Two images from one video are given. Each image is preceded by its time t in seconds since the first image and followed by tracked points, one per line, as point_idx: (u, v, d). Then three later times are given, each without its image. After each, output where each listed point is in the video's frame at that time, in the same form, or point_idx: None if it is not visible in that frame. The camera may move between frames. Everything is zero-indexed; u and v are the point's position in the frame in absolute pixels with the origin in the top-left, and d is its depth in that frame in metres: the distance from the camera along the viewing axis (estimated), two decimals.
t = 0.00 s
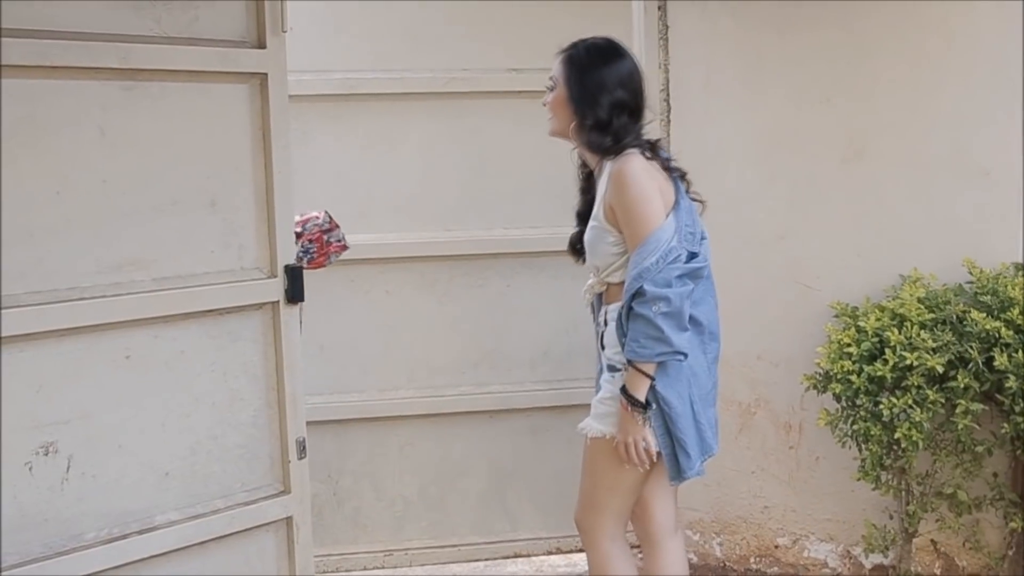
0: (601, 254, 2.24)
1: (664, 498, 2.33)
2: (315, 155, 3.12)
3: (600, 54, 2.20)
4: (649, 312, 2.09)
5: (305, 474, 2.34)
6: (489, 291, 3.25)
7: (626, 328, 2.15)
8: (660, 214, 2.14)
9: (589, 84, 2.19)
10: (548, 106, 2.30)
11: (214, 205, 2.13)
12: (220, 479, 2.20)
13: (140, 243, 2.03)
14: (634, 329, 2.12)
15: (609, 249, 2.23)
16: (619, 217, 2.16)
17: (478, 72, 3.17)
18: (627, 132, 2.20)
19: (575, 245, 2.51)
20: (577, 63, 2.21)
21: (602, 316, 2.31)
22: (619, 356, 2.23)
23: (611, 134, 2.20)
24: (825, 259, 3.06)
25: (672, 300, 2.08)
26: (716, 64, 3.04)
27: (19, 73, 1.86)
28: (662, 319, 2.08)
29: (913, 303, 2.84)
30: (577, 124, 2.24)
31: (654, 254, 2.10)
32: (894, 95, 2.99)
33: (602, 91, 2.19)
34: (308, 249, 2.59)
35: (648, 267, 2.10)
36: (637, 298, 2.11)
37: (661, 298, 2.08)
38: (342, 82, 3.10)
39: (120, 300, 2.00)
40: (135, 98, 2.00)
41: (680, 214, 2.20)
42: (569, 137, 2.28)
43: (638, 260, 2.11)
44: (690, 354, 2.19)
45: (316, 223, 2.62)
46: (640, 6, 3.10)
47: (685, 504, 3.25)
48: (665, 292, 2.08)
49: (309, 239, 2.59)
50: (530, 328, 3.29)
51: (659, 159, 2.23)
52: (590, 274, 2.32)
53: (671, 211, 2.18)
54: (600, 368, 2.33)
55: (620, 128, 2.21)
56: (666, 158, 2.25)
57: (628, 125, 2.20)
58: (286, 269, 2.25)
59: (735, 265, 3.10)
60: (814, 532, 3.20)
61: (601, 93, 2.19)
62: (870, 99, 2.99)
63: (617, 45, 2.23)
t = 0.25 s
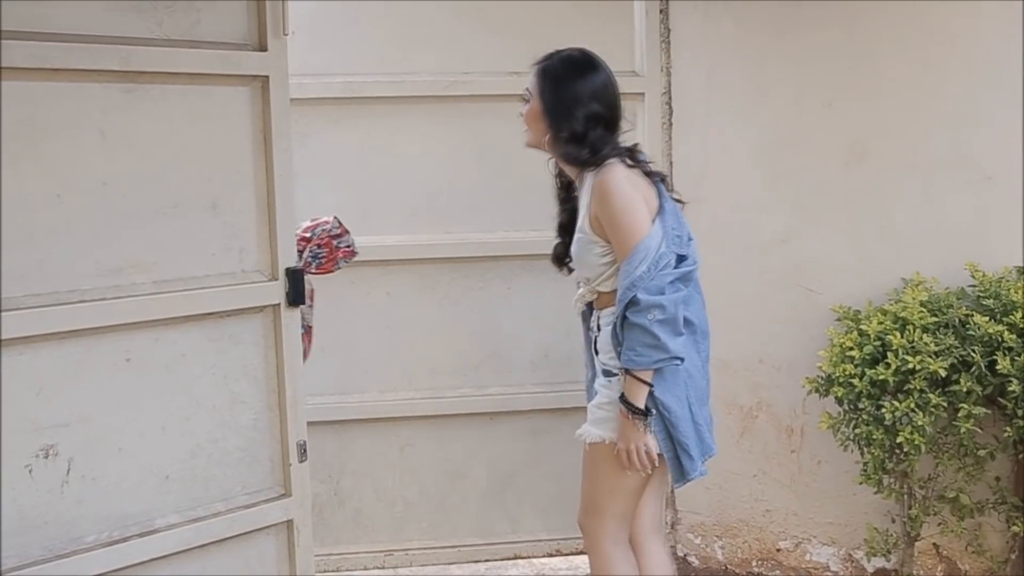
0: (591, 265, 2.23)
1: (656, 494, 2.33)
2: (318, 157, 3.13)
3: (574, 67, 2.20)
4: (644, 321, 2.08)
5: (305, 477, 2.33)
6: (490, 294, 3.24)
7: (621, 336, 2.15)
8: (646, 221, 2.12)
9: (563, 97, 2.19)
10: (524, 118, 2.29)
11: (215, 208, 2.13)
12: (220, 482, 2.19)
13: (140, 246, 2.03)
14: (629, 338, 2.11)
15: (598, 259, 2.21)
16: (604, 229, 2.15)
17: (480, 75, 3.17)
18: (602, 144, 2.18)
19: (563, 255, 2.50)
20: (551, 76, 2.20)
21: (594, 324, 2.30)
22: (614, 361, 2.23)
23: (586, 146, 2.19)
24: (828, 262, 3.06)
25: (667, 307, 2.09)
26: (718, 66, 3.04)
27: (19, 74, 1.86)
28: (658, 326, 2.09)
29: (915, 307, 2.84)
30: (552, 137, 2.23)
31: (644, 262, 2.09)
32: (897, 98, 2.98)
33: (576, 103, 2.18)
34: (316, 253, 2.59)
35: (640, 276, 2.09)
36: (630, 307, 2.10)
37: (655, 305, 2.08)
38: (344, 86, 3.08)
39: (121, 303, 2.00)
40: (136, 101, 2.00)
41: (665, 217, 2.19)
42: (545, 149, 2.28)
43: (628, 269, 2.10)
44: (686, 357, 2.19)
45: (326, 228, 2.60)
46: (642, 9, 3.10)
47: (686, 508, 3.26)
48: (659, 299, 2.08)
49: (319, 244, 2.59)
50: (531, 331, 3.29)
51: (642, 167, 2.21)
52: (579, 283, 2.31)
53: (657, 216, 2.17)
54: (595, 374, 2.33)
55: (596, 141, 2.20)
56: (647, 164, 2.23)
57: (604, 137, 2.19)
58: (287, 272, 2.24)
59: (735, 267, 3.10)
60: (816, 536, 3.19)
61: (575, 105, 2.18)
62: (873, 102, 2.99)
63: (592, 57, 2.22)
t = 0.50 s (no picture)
0: (580, 279, 2.22)
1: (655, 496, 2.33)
2: (321, 161, 3.15)
3: (547, 87, 2.18)
4: (637, 330, 2.09)
5: (308, 482, 2.32)
6: (493, 298, 3.24)
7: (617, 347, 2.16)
8: (630, 231, 2.12)
9: (537, 117, 2.18)
10: (500, 137, 2.28)
11: (218, 213, 2.12)
12: (223, 487, 2.19)
13: (143, 251, 2.03)
14: (625, 349, 2.12)
15: (586, 271, 2.21)
16: (590, 243, 2.15)
17: (483, 80, 3.18)
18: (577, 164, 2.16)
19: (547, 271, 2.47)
20: (524, 96, 2.19)
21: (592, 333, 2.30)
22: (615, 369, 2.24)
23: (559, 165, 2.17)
24: (832, 266, 3.05)
25: (658, 314, 2.09)
26: (721, 71, 3.03)
27: (22, 80, 1.86)
28: (650, 334, 2.09)
29: (919, 311, 2.82)
30: (527, 157, 2.22)
31: (632, 272, 2.09)
32: (901, 103, 2.97)
33: (550, 123, 2.17)
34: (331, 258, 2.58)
35: (628, 286, 2.09)
36: (622, 317, 2.10)
37: (646, 314, 2.08)
38: (348, 91, 3.12)
39: (123, 308, 2.00)
40: (139, 106, 2.00)
41: (649, 225, 2.17)
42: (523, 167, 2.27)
43: (616, 281, 2.10)
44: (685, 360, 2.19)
45: (340, 233, 2.61)
46: (645, 13, 3.10)
47: (690, 513, 3.26)
48: (649, 307, 2.08)
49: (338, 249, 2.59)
50: (534, 336, 3.28)
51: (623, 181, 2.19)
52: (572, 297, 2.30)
53: (640, 224, 2.16)
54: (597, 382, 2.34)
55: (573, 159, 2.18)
56: (625, 175, 2.21)
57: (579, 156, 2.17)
58: (291, 277, 2.24)
59: (739, 271, 3.10)
60: (821, 541, 3.18)
61: (549, 126, 2.17)
62: (877, 106, 2.98)
63: (567, 75, 2.21)
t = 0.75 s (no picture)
0: (574, 289, 2.24)
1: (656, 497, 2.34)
2: (323, 162, 3.15)
3: (518, 107, 2.21)
4: (636, 331, 2.11)
5: (310, 484, 2.32)
6: (496, 299, 3.24)
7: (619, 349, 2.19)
8: (617, 234, 2.15)
9: (511, 137, 2.20)
10: (478, 158, 2.31)
11: (220, 215, 2.12)
12: (225, 489, 2.19)
13: (145, 253, 2.03)
14: (626, 350, 2.15)
15: (580, 280, 2.22)
16: (579, 252, 2.17)
17: (485, 82, 3.18)
18: (554, 180, 2.19)
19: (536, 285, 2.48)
20: (496, 117, 2.22)
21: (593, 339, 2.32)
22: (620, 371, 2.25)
23: (537, 183, 2.19)
24: (835, 267, 3.05)
25: (655, 313, 2.12)
26: (724, 71, 3.03)
27: (24, 83, 1.87)
28: (650, 333, 2.12)
29: (923, 312, 2.81)
30: (505, 176, 2.24)
31: (623, 275, 2.12)
32: (904, 104, 2.97)
33: (525, 142, 2.19)
34: (347, 261, 2.61)
35: (623, 289, 2.12)
36: (621, 320, 2.13)
37: (643, 314, 2.11)
38: (348, 94, 3.11)
39: (125, 310, 2.00)
40: (140, 108, 2.00)
41: (635, 227, 2.20)
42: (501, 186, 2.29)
43: (610, 286, 2.13)
44: (689, 354, 2.21)
45: (352, 236, 2.63)
46: (647, 15, 3.10)
47: (694, 514, 3.25)
48: (644, 306, 2.11)
49: (355, 253, 2.61)
50: (537, 336, 3.28)
51: (604, 189, 2.23)
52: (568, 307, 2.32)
53: (625, 227, 2.19)
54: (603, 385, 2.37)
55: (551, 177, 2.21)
56: (604, 182, 2.25)
57: (556, 173, 2.19)
58: (293, 279, 2.23)
59: (742, 272, 3.09)
60: (825, 542, 3.18)
61: (524, 146, 2.19)
62: (880, 107, 2.97)
63: (536, 93, 2.23)
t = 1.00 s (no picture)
0: (572, 296, 2.27)
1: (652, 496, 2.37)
2: (324, 158, 3.16)
3: (498, 122, 2.22)
4: (640, 331, 2.14)
5: (313, 482, 2.31)
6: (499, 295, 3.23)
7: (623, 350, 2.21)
8: (612, 236, 2.18)
9: (495, 152, 2.21)
10: (461, 173, 2.31)
11: (222, 212, 2.12)
12: (228, 486, 2.18)
13: (147, 250, 2.02)
14: (631, 351, 2.18)
15: (576, 287, 2.26)
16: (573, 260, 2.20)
17: (488, 79, 3.18)
18: (541, 193, 2.21)
19: (520, 296, 2.50)
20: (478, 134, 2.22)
21: (592, 343, 2.34)
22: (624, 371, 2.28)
23: (523, 197, 2.21)
24: (837, 265, 3.04)
25: (657, 311, 2.15)
26: (728, 68, 3.02)
27: (26, 79, 1.86)
28: (653, 330, 2.15)
29: (927, 310, 2.81)
30: (489, 191, 2.25)
31: (622, 276, 2.15)
32: (908, 102, 2.96)
33: (508, 157, 2.21)
34: (359, 257, 2.60)
35: (623, 291, 2.15)
36: (623, 322, 2.16)
37: (646, 313, 2.14)
38: (352, 91, 3.12)
39: (128, 307, 2.00)
40: (143, 104, 2.00)
41: (626, 228, 2.24)
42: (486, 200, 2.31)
43: (610, 288, 2.16)
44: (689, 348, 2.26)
45: (365, 233, 2.64)
46: (651, 13, 3.09)
47: (696, 512, 3.25)
48: (647, 305, 2.14)
49: (369, 249, 2.61)
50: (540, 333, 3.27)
51: (591, 195, 2.27)
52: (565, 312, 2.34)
53: (617, 229, 2.23)
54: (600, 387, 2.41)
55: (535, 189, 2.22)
56: (589, 188, 2.29)
57: (542, 185, 2.21)
58: (297, 275, 2.23)
59: (745, 269, 3.09)
60: (827, 540, 3.17)
61: (508, 161, 2.20)
62: (884, 104, 2.97)
63: (515, 107, 2.24)
